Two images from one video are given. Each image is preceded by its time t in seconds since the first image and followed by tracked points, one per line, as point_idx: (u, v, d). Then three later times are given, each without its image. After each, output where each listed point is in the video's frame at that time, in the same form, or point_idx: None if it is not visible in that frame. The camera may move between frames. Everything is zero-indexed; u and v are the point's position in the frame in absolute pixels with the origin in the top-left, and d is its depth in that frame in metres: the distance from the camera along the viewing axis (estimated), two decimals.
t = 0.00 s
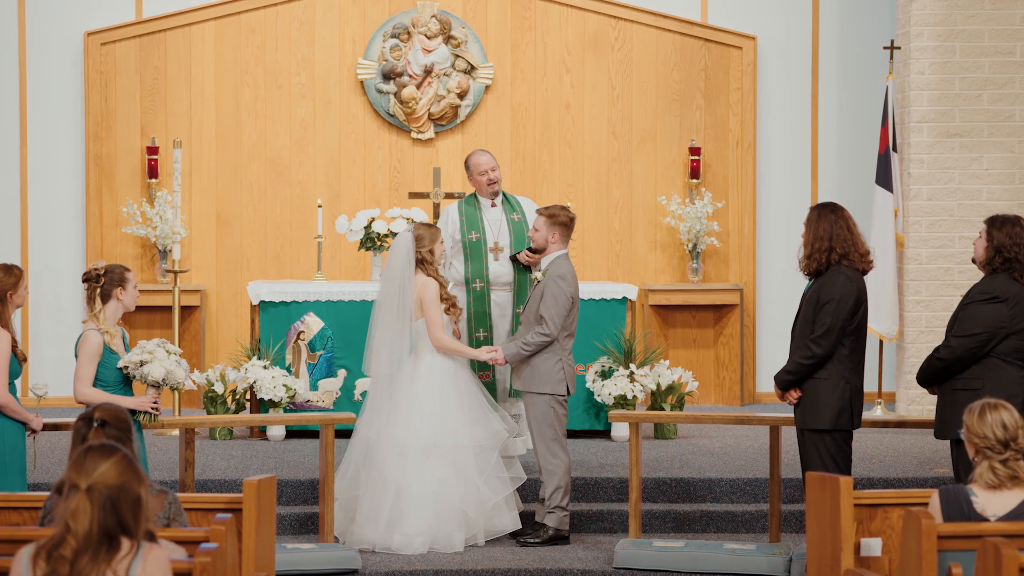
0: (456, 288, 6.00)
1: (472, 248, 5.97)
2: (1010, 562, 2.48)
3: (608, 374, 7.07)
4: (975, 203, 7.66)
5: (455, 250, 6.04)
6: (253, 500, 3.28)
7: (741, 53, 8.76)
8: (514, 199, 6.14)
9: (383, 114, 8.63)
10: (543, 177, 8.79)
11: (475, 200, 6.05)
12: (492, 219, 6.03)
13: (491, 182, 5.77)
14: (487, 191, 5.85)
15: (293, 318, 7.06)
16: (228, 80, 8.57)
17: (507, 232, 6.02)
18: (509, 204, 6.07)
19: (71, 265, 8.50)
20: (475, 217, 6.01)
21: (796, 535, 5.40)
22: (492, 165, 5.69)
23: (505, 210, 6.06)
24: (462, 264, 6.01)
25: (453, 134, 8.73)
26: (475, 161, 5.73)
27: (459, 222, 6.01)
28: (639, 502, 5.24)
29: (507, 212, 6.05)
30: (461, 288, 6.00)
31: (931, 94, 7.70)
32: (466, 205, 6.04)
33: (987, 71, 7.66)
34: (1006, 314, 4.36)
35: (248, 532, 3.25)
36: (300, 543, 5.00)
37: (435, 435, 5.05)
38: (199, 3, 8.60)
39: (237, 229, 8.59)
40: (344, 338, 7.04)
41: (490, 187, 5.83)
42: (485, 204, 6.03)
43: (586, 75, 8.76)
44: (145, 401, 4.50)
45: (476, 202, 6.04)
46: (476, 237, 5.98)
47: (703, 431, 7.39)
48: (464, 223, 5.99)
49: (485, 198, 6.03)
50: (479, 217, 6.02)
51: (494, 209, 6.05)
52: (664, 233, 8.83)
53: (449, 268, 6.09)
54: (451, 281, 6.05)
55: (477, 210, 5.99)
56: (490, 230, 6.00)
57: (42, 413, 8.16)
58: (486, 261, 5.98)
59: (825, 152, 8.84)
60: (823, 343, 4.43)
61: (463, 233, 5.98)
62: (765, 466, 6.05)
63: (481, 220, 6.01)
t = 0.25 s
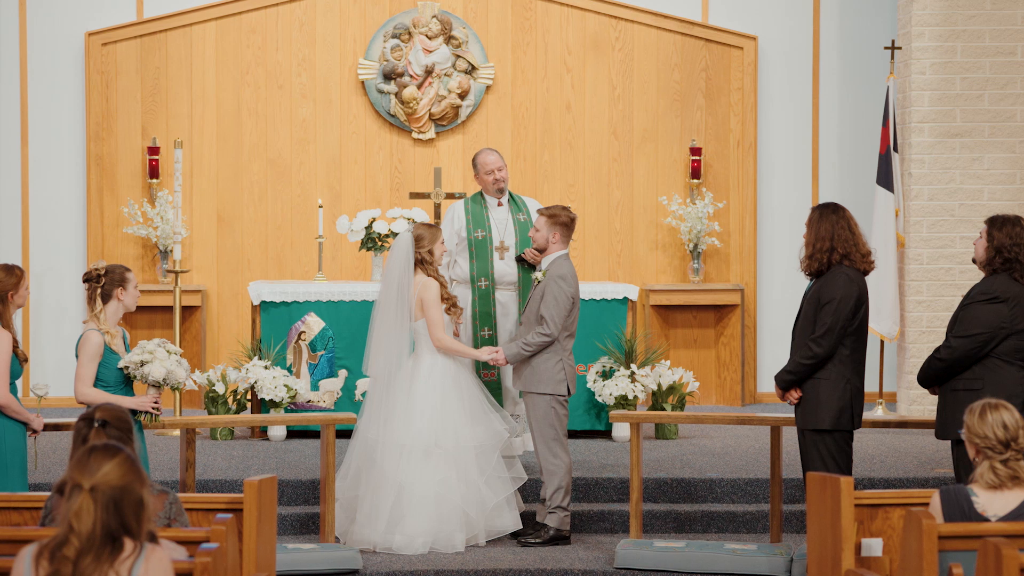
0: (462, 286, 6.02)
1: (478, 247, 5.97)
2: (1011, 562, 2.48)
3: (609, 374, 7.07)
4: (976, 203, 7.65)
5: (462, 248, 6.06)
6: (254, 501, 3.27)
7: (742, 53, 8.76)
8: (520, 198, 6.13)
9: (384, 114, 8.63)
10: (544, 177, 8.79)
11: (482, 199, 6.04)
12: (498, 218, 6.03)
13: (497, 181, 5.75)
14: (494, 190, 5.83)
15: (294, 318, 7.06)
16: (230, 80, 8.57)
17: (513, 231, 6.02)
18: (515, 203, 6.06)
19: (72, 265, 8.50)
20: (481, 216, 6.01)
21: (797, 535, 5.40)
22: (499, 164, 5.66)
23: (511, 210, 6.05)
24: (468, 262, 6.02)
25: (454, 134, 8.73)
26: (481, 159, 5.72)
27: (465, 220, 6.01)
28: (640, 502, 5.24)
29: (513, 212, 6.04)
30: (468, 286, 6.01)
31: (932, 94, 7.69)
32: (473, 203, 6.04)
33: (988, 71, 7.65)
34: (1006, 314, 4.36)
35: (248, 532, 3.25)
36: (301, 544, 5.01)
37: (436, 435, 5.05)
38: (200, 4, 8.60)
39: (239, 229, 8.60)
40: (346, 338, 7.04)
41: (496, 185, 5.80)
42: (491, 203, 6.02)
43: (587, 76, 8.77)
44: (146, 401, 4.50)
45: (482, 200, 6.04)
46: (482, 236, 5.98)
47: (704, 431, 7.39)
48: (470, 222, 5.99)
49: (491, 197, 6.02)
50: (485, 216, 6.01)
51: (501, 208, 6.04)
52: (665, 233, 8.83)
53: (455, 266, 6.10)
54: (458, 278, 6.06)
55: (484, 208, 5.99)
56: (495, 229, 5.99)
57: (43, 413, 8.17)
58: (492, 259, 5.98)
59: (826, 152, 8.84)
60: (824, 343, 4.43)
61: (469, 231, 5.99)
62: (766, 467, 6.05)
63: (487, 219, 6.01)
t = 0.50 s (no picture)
0: (460, 288, 6.00)
1: (477, 248, 5.97)
2: (1012, 562, 2.48)
3: (610, 374, 7.06)
4: (977, 204, 7.65)
5: (460, 249, 6.04)
6: (255, 501, 3.27)
7: (743, 54, 8.76)
8: (517, 200, 6.15)
9: (385, 115, 8.64)
10: (544, 178, 8.79)
11: (479, 200, 6.06)
12: (496, 219, 6.04)
13: (494, 182, 5.77)
14: (491, 191, 5.84)
15: (295, 318, 7.06)
16: (230, 80, 8.58)
17: (511, 233, 6.03)
18: (512, 205, 6.08)
19: (73, 265, 8.50)
20: (479, 217, 6.02)
21: (798, 536, 5.40)
22: (497, 165, 5.68)
23: (508, 211, 6.07)
24: (467, 264, 6.01)
25: (454, 134, 8.73)
26: (480, 161, 5.72)
27: (464, 221, 6.01)
28: (641, 502, 5.24)
29: (511, 213, 6.06)
30: (466, 289, 6.00)
31: (933, 95, 7.69)
32: (470, 205, 6.05)
33: (989, 71, 7.65)
34: (1007, 314, 4.35)
35: (249, 533, 3.25)
36: (302, 544, 5.03)
37: (436, 435, 5.05)
38: (200, 4, 8.60)
39: (239, 229, 8.60)
40: (346, 338, 7.04)
41: (494, 187, 5.81)
42: (489, 205, 6.04)
43: (588, 76, 8.77)
44: (147, 401, 4.50)
45: (480, 202, 6.05)
46: (481, 238, 5.98)
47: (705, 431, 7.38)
48: (468, 223, 5.99)
49: (489, 198, 6.04)
50: (483, 218, 6.02)
51: (498, 210, 6.06)
52: (666, 234, 8.83)
53: (453, 268, 6.08)
54: (456, 281, 6.03)
55: (482, 210, 6.00)
56: (494, 231, 6.01)
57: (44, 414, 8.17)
58: (491, 262, 5.98)
59: (827, 151, 8.84)
60: (825, 343, 4.43)
61: (468, 233, 5.98)
62: (767, 467, 6.05)
63: (485, 220, 6.02)
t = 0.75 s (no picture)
0: (456, 291, 5.99)
1: (473, 251, 5.97)
2: (1013, 561, 2.48)
3: (611, 374, 7.07)
4: (979, 204, 7.65)
5: (455, 252, 6.02)
6: (256, 501, 3.28)
7: (744, 54, 8.76)
8: (510, 201, 6.17)
9: (386, 115, 8.64)
10: (546, 178, 8.79)
11: (473, 202, 6.07)
12: (491, 221, 6.06)
13: (488, 185, 5.76)
14: (484, 194, 5.85)
15: (296, 318, 7.07)
16: (231, 80, 8.58)
17: (506, 235, 6.04)
18: (506, 206, 6.11)
19: (75, 265, 8.51)
20: (474, 220, 6.03)
21: (800, 536, 5.40)
22: (491, 168, 5.67)
23: (502, 213, 6.09)
24: (462, 267, 6.00)
25: (455, 134, 8.73)
26: (472, 163, 5.73)
27: (459, 225, 6.02)
28: (642, 502, 5.24)
29: (505, 215, 6.08)
30: (462, 291, 5.98)
31: (934, 94, 7.69)
32: (464, 208, 6.06)
33: (990, 71, 7.65)
34: (1007, 314, 4.35)
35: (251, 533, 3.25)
36: (303, 544, 5.03)
37: (437, 435, 5.05)
38: (202, 4, 8.60)
39: (241, 230, 8.60)
40: (348, 338, 7.05)
41: (487, 189, 5.80)
42: (483, 207, 6.06)
43: (589, 76, 8.77)
44: (148, 401, 4.50)
45: (474, 204, 6.06)
46: (477, 241, 5.98)
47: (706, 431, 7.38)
48: (463, 227, 6.00)
49: (482, 199, 6.06)
50: (478, 220, 6.03)
51: (492, 212, 6.08)
52: (667, 234, 8.83)
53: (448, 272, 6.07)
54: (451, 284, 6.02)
55: (476, 212, 6.01)
56: (489, 233, 6.01)
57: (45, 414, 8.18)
58: (487, 264, 5.98)
59: (828, 151, 8.83)
60: (826, 343, 4.42)
61: (464, 236, 5.99)
62: (768, 467, 6.05)
63: (480, 223, 6.03)
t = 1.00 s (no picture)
0: (455, 292, 5.99)
1: (470, 252, 5.97)
2: (1014, 561, 2.48)
3: (612, 374, 7.07)
4: (980, 204, 7.65)
5: (452, 254, 6.02)
6: (258, 500, 3.29)
7: (745, 54, 8.75)
8: (506, 200, 6.15)
9: (387, 115, 8.64)
10: (547, 178, 8.79)
11: (468, 203, 6.05)
12: (487, 222, 6.03)
13: (483, 185, 5.79)
14: (480, 194, 5.86)
15: (297, 318, 7.07)
16: (232, 80, 8.58)
17: (503, 235, 6.02)
18: (502, 206, 6.08)
19: (76, 265, 8.51)
20: (470, 221, 6.01)
21: (801, 535, 5.40)
22: (485, 168, 5.68)
23: (498, 213, 6.06)
24: (460, 268, 6.01)
25: (456, 134, 8.74)
26: (466, 165, 5.72)
27: (455, 227, 6.00)
28: (643, 502, 5.24)
29: (501, 215, 6.05)
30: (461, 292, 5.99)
31: (935, 94, 7.68)
32: (460, 209, 6.04)
33: (991, 71, 7.65)
34: (1008, 314, 4.35)
35: (252, 533, 3.25)
36: (305, 543, 5.03)
37: (438, 436, 5.05)
38: (203, 4, 8.61)
39: (242, 230, 8.60)
40: (348, 338, 7.07)
41: (484, 189, 5.82)
42: (478, 207, 6.03)
43: (590, 76, 8.77)
44: (149, 401, 4.50)
45: (469, 205, 6.04)
46: (474, 241, 5.98)
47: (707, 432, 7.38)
48: (460, 229, 5.99)
49: (477, 201, 6.03)
50: (474, 221, 6.01)
51: (488, 212, 6.04)
52: (668, 234, 8.82)
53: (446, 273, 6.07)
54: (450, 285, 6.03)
55: (472, 214, 5.99)
56: (486, 233, 6.00)
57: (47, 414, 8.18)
58: (485, 264, 5.99)
59: (829, 151, 8.83)
60: (828, 343, 4.42)
61: (461, 238, 5.98)
62: (770, 467, 6.05)
63: (477, 224, 6.01)
